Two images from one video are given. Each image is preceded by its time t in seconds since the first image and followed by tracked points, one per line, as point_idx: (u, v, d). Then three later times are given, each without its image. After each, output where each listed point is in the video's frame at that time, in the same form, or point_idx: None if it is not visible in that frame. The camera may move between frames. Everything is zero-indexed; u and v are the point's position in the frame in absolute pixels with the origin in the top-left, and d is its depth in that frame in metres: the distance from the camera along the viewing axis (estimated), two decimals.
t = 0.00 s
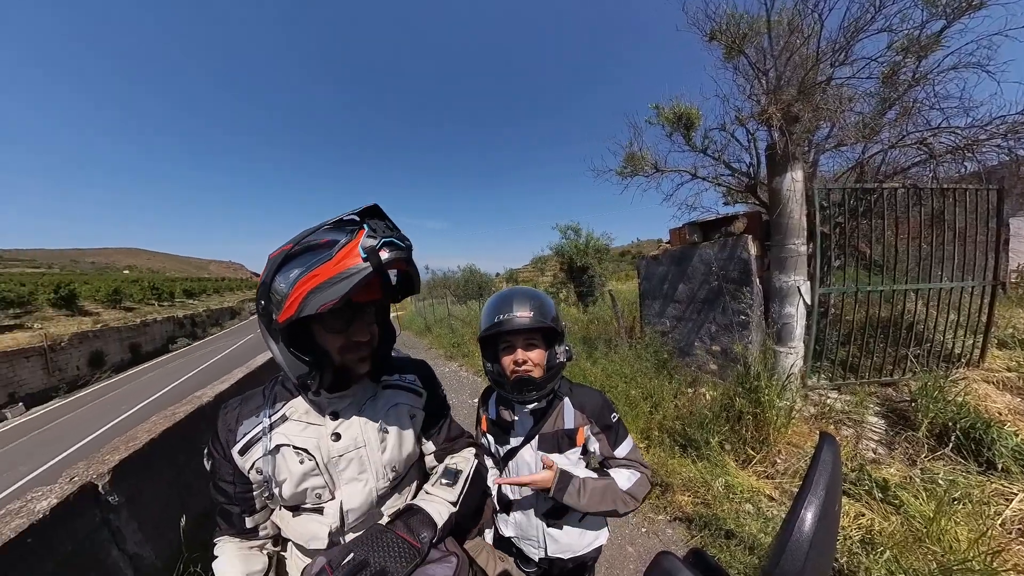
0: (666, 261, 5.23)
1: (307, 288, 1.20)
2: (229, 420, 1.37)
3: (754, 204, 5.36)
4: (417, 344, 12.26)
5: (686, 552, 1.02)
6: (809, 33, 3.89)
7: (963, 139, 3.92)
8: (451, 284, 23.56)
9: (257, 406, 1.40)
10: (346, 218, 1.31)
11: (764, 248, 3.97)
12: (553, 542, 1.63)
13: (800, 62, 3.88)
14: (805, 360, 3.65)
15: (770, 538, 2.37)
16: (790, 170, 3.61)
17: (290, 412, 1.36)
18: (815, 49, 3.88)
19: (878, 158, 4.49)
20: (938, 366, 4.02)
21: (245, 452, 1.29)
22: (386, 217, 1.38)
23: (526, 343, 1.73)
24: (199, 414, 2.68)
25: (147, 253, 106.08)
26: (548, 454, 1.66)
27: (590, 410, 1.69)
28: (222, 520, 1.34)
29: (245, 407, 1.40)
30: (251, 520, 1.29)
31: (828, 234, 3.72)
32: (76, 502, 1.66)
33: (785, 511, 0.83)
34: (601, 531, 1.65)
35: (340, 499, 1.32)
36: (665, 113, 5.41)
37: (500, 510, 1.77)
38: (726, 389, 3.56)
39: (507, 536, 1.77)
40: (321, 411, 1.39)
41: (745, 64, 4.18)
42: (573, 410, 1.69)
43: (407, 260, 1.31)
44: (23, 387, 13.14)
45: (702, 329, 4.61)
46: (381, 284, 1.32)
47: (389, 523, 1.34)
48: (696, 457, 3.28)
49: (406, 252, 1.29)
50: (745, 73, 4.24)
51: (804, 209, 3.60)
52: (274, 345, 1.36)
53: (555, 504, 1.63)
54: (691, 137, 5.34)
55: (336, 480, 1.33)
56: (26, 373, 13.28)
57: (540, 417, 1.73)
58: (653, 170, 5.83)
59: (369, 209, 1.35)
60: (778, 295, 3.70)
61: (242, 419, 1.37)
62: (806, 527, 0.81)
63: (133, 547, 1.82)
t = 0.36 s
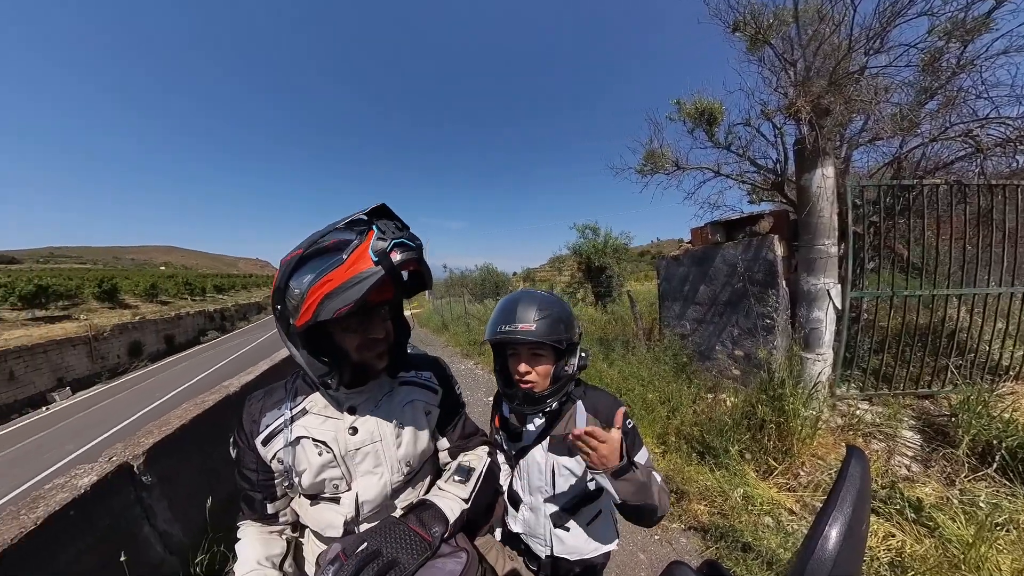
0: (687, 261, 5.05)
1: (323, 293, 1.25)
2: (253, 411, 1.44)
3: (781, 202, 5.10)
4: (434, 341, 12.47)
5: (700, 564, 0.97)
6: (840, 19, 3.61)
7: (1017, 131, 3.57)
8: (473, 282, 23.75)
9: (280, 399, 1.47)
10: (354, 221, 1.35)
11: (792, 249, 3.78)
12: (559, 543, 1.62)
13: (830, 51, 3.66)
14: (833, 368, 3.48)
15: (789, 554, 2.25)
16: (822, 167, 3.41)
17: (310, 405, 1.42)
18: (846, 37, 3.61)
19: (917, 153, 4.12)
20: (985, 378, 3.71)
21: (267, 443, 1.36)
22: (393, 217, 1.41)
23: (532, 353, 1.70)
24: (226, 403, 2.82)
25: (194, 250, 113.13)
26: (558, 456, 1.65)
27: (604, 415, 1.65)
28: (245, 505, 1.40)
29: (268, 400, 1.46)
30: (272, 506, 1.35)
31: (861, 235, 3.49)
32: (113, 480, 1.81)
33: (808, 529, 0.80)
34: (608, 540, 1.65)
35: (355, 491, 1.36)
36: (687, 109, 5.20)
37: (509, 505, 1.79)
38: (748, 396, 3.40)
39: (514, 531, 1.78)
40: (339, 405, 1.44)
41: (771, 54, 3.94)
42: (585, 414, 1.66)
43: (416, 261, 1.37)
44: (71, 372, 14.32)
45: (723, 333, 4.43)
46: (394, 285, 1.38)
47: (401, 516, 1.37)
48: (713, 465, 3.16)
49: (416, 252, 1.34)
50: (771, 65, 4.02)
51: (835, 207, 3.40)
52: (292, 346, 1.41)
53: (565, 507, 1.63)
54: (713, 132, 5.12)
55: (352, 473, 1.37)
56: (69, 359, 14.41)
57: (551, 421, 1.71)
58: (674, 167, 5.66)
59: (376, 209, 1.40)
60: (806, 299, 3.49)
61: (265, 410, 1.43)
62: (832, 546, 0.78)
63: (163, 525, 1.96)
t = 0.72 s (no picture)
0: (708, 262, 4.87)
1: (349, 279, 1.30)
2: (277, 400, 1.51)
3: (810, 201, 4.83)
4: (451, 339, 12.62)
5: None
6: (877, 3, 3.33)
7: None
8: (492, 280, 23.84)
9: (302, 389, 1.53)
10: (383, 217, 1.40)
11: (820, 250, 3.68)
12: (575, 546, 1.63)
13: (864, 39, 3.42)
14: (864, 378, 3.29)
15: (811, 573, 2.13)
16: (855, 161, 3.18)
17: (330, 396, 1.47)
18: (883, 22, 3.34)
19: (962, 147, 3.81)
20: None
21: (289, 430, 1.42)
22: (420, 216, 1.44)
23: (552, 353, 1.69)
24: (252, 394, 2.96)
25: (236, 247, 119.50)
26: (574, 462, 1.64)
27: (621, 421, 1.62)
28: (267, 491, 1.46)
29: (291, 390, 1.53)
30: (292, 492, 1.40)
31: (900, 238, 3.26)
32: (147, 461, 1.98)
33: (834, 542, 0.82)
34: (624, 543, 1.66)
35: (371, 481, 1.40)
36: (709, 104, 5.00)
37: (523, 507, 1.78)
38: (771, 405, 3.24)
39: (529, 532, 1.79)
40: (358, 397, 1.49)
41: (800, 44, 3.71)
42: (602, 421, 1.64)
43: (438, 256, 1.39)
44: (112, 360, 15.39)
45: (746, 337, 4.25)
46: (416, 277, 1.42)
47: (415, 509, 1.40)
48: (732, 475, 3.03)
49: (438, 248, 1.36)
50: (800, 57, 3.81)
51: (869, 205, 3.18)
52: (318, 333, 1.49)
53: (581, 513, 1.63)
54: (738, 128, 4.90)
55: (368, 463, 1.42)
56: (110, 348, 15.46)
57: (568, 425, 1.71)
58: (695, 165, 5.47)
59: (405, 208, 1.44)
60: (835, 303, 3.31)
61: (288, 400, 1.50)
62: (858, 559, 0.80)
63: (190, 505, 2.13)
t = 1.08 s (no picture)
0: (732, 263, 4.68)
1: (358, 270, 1.37)
2: (298, 391, 1.58)
3: (842, 199, 4.56)
4: (467, 337, 12.75)
5: None
6: None
7: None
8: (513, 279, 23.93)
9: (322, 382, 1.59)
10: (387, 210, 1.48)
11: (853, 252, 3.53)
12: (585, 552, 1.58)
13: (903, 23, 3.12)
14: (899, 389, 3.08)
15: None
16: (890, 157, 3.00)
17: (349, 389, 1.52)
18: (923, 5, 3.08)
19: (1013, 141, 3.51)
20: None
21: (309, 421, 1.48)
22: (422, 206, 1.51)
23: (576, 337, 1.72)
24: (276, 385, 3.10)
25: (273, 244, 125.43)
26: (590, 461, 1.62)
27: (641, 419, 1.60)
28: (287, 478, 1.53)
29: (312, 382, 1.59)
30: (310, 480, 1.46)
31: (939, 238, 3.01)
32: (180, 445, 2.17)
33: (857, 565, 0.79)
34: (637, 554, 1.62)
35: (385, 474, 1.44)
36: (733, 98, 4.80)
37: (534, 509, 1.76)
38: (796, 414, 3.08)
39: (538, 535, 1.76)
40: (375, 391, 1.54)
41: (831, 32, 3.48)
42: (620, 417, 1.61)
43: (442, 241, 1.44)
44: (150, 349, 16.59)
45: (771, 342, 4.07)
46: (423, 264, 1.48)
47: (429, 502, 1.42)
48: (751, 486, 2.91)
49: (441, 232, 1.41)
50: (831, 46, 3.59)
51: (907, 204, 3.00)
52: (334, 327, 1.56)
53: (594, 516, 1.60)
54: (763, 123, 4.69)
55: (383, 456, 1.45)
56: (147, 339, 16.55)
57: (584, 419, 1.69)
58: (719, 162, 5.28)
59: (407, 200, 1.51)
60: (868, 308, 3.12)
61: (308, 392, 1.56)
62: None
63: (218, 488, 2.31)
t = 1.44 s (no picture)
0: (756, 264, 4.47)
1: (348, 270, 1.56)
2: (319, 382, 1.64)
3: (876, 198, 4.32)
4: (484, 335, 12.82)
5: None
6: None
7: None
8: (533, 278, 23.92)
9: (341, 374, 1.65)
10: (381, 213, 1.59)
11: (889, 254, 3.35)
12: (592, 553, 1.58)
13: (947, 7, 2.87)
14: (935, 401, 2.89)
15: None
16: (935, 151, 2.83)
17: (367, 382, 1.57)
18: None
19: None
20: None
21: (329, 410, 1.53)
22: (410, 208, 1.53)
23: (591, 344, 1.70)
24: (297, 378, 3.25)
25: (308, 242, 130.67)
26: (602, 460, 1.60)
27: (656, 425, 1.56)
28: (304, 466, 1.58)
29: (332, 374, 1.65)
30: (327, 469, 1.50)
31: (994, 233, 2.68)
32: (208, 430, 2.37)
33: None
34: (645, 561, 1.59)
35: (399, 465, 1.48)
36: (759, 92, 4.58)
37: (544, 507, 1.75)
38: (822, 425, 2.92)
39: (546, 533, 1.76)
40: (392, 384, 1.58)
41: (865, 19, 3.25)
42: (636, 423, 1.59)
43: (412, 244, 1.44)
44: (181, 341, 17.61)
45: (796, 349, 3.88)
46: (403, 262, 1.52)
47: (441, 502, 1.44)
48: (771, 498, 2.78)
49: (406, 237, 1.42)
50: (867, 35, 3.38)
51: (950, 202, 2.82)
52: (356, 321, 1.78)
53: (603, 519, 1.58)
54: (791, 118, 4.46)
55: (398, 448, 1.50)
56: (179, 330, 17.60)
57: (597, 423, 1.67)
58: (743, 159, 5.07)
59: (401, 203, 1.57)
60: (904, 314, 2.96)
61: (328, 383, 1.62)
62: None
63: (241, 473, 2.51)
